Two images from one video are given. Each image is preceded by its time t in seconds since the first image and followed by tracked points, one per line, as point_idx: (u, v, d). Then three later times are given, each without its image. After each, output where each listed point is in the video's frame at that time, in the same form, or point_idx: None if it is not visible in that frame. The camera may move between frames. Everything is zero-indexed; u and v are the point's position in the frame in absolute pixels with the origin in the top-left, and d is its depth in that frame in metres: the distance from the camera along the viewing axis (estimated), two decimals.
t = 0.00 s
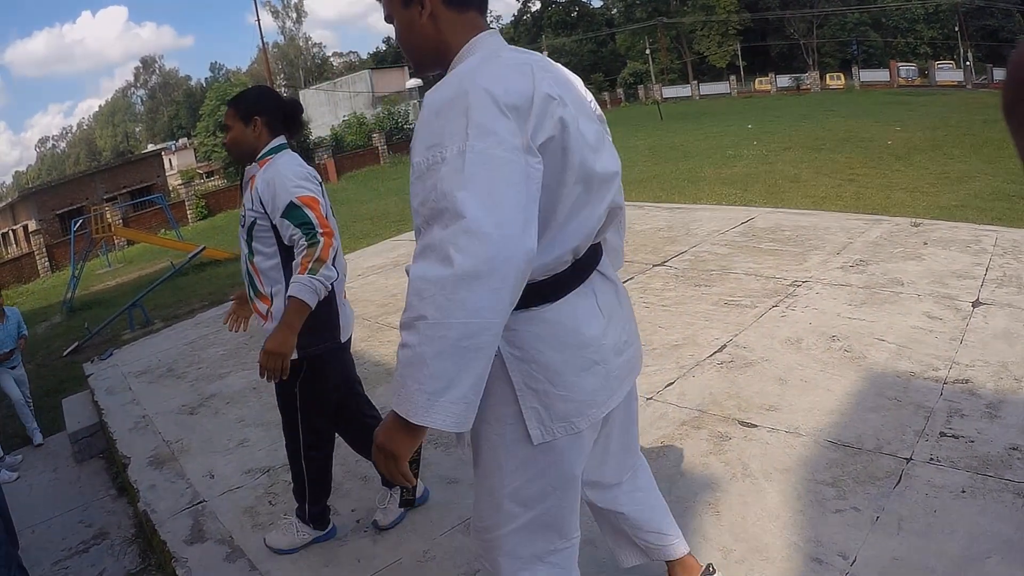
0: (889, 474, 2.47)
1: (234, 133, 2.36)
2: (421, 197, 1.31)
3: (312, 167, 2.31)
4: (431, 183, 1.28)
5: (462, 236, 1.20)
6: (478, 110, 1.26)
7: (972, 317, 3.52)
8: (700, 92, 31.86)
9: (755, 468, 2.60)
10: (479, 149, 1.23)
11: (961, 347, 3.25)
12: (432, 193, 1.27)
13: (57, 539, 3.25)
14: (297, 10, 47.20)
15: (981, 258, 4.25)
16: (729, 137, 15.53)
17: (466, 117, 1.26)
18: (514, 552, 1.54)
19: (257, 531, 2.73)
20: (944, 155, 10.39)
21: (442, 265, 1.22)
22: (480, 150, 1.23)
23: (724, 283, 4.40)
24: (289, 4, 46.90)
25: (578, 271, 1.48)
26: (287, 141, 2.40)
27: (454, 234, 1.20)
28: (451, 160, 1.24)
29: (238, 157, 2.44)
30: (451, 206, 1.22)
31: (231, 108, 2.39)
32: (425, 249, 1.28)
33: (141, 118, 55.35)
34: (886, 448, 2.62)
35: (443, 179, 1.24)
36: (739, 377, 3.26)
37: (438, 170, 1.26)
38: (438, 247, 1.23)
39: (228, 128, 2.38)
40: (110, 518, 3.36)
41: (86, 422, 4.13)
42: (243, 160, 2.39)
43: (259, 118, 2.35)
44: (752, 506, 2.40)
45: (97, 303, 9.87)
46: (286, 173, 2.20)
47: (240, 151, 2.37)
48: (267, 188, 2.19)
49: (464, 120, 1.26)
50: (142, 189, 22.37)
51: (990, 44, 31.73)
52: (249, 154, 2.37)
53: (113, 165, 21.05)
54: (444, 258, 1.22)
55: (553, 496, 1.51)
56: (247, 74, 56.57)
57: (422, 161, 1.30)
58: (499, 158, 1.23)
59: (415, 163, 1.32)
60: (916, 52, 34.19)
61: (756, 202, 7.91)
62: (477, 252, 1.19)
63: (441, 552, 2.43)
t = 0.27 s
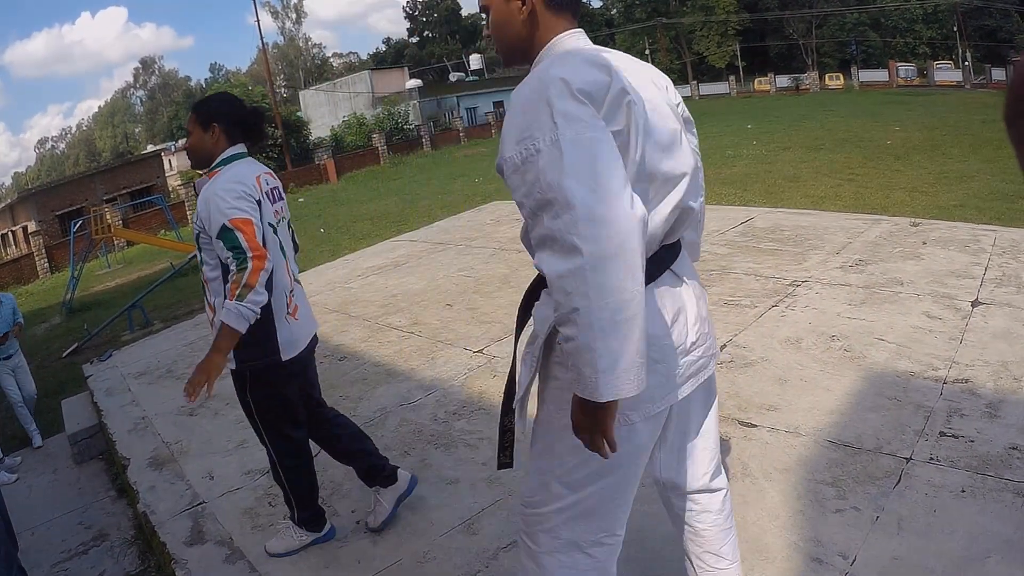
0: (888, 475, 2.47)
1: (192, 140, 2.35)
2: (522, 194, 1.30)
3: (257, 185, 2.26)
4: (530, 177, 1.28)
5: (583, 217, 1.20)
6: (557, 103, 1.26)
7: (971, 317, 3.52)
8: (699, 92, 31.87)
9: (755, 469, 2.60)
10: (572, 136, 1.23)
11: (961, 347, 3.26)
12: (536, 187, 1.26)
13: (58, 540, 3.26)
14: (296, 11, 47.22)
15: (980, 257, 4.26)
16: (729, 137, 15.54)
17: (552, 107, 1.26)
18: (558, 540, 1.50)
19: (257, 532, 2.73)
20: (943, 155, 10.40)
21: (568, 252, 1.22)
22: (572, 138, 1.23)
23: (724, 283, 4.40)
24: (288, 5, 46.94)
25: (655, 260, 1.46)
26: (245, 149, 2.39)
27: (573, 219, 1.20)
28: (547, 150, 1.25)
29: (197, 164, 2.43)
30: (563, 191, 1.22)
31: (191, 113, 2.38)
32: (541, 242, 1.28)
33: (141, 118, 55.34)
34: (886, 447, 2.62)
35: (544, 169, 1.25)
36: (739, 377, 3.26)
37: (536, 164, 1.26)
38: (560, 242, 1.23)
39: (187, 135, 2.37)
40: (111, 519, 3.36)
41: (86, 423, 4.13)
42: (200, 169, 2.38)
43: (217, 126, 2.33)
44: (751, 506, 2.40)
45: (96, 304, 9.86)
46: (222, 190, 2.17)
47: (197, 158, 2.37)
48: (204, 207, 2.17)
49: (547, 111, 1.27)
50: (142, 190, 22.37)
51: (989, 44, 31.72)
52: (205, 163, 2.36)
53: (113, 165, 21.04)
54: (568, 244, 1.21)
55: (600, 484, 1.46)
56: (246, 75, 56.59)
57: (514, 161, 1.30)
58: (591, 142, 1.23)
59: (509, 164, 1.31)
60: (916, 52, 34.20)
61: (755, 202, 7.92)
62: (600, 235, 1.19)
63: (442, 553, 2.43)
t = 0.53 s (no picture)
0: (887, 474, 2.47)
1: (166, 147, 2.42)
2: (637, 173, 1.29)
3: (220, 187, 2.33)
4: (646, 156, 1.27)
5: (718, 186, 1.22)
6: (668, 83, 1.26)
7: (969, 316, 3.52)
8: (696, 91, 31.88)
9: (754, 468, 2.59)
10: (687, 114, 1.24)
11: (959, 346, 3.26)
12: (656, 164, 1.26)
13: (55, 541, 3.25)
14: (294, 11, 47.16)
15: (978, 256, 4.26)
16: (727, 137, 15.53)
17: (659, 84, 1.26)
18: (608, 518, 1.53)
19: (254, 533, 2.72)
20: (941, 154, 10.40)
21: (706, 222, 1.24)
22: (688, 111, 1.24)
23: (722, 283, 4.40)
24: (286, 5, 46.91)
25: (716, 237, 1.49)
26: (220, 154, 2.46)
27: (708, 190, 1.22)
28: (667, 127, 1.25)
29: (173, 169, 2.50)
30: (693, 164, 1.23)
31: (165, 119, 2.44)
32: (665, 218, 1.28)
33: (138, 118, 55.26)
34: (884, 446, 2.62)
35: (667, 144, 1.25)
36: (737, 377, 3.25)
37: (654, 141, 1.26)
38: (694, 220, 1.25)
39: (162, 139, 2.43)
40: (109, 519, 3.35)
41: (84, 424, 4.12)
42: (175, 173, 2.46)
43: (191, 131, 2.39)
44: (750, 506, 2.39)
45: (94, 304, 9.84)
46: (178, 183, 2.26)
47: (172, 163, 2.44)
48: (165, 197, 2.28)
49: (654, 89, 1.26)
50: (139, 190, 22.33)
51: (986, 44, 31.74)
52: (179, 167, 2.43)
53: (110, 166, 21.01)
54: (705, 214, 1.23)
55: (647, 463, 1.51)
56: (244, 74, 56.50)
57: (627, 140, 1.28)
58: (706, 120, 1.25)
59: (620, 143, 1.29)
60: (913, 51, 34.20)
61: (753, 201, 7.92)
62: (732, 205, 1.23)
63: (440, 552, 2.42)
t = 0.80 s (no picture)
0: (886, 470, 2.47)
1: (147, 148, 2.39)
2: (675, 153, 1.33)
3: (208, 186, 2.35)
4: (686, 135, 1.31)
5: (749, 175, 1.26)
6: (712, 69, 1.29)
7: (968, 313, 3.52)
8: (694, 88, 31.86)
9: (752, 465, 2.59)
10: (728, 100, 1.27)
11: (958, 343, 3.25)
12: (693, 146, 1.30)
13: (53, 539, 3.24)
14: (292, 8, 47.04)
15: (976, 253, 4.26)
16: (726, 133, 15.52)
17: (704, 69, 1.30)
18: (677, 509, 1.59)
19: (252, 530, 2.71)
20: (939, 152, 10.40)
21: (731, 208, 1.28)
22: (729, 97, 1.28)
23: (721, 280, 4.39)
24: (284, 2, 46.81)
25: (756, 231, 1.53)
26: (201, 156, 2.44)
27: (737, 177, 1.26)
28: (707, 110, 1.28)
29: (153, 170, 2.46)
30: (726, 150, 1.26)
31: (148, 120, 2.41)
32: (697, 199, 1.32)
33: (135, 115, 55.11)
34: (883, 443, 2.62)
35: (703, 128, 1.28)
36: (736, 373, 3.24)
37: (694, 123, 1.29)
38: (723, 205, 1.29)
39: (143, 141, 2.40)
40: (106, 517, 3.34)
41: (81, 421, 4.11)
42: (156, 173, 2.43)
43: (174, 134, 2.37)
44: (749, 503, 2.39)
45: (92, 301, 9.81)
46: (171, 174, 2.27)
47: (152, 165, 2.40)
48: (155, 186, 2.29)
49: (699, 72, 1.29)
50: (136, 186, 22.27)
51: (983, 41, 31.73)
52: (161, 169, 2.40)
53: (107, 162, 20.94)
54: (733, 201, 1.27)
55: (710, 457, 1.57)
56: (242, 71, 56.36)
57: (669, 120, 1.32)
58: (744, 110, 1.28)
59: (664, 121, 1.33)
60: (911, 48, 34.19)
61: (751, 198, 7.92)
62: (759, 197, 1.27)
63: (438, 549, 2.42)
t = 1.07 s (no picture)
0: (886, 465, 2.47)
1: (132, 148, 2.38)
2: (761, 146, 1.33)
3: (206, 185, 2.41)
4: (774, 129, 1.31)
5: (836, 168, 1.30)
6: (797, 64, 1.31)
7: (967, 307, 3.52)
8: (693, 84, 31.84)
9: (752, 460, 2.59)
10: (814, 95, 1.30)
11: (957, 337, 3.25)
12: (782, 139, 1.31)
13: (53, 539, 3.24)
14: (290, 6, 46.99)
15: (976, 248, 4.26)
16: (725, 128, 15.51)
17: (789, 63, 1.31)
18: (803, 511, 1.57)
19: (252, 528, 2.71)
20: (938, 147, 10.40)
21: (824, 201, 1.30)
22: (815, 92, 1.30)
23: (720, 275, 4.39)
24: None
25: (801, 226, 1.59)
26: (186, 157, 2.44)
27: (828, 170, 1.30)
28: (794, 105, 1.29)
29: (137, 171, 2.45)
30: (815, 144, 1.29)
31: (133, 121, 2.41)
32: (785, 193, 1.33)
33: (133, 113, 55.07)
34: (883, 438, 2.62)
35: (793, 121, 1.30)
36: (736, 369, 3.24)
37: (782, 117, 1.30)
38: (818, 197, 1.30)
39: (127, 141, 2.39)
40: (107, 516, 3.34)
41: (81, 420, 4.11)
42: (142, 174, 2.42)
43: (159, 135, 2.37)
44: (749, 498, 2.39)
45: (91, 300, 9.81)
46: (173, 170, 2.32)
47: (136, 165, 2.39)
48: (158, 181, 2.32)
49: (784, 66, 1.31)
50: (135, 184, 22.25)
51: (982, 36, 31.66)
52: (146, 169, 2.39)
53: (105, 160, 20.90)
54: (825, 193, 1.30)
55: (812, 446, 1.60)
56: (240, 68, 56.29)
57: (755, 112, 1.32)
58: (828, 104, 1.31)
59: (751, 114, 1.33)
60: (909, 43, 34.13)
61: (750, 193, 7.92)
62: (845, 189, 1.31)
63: (438, 546, 2.42)
